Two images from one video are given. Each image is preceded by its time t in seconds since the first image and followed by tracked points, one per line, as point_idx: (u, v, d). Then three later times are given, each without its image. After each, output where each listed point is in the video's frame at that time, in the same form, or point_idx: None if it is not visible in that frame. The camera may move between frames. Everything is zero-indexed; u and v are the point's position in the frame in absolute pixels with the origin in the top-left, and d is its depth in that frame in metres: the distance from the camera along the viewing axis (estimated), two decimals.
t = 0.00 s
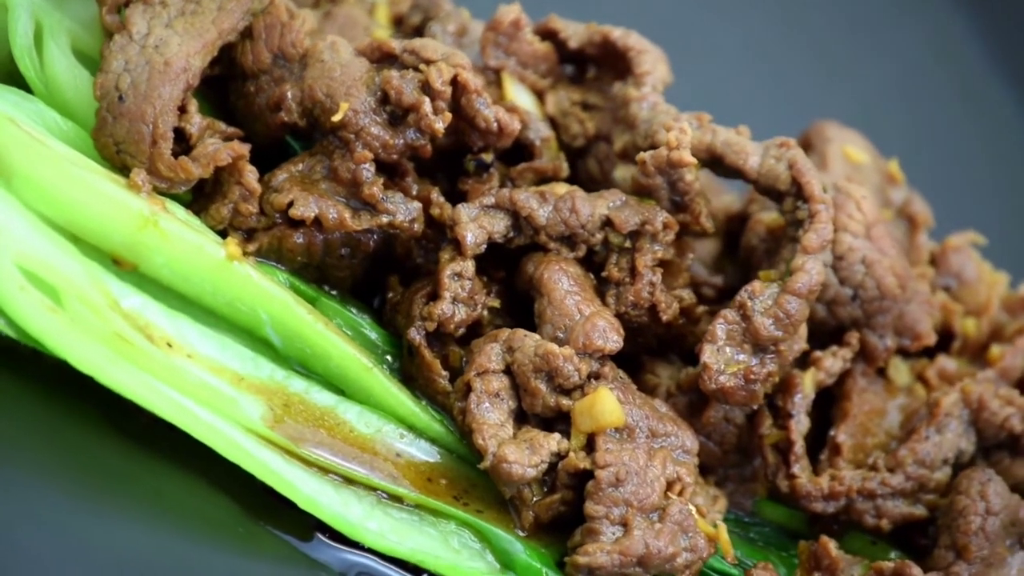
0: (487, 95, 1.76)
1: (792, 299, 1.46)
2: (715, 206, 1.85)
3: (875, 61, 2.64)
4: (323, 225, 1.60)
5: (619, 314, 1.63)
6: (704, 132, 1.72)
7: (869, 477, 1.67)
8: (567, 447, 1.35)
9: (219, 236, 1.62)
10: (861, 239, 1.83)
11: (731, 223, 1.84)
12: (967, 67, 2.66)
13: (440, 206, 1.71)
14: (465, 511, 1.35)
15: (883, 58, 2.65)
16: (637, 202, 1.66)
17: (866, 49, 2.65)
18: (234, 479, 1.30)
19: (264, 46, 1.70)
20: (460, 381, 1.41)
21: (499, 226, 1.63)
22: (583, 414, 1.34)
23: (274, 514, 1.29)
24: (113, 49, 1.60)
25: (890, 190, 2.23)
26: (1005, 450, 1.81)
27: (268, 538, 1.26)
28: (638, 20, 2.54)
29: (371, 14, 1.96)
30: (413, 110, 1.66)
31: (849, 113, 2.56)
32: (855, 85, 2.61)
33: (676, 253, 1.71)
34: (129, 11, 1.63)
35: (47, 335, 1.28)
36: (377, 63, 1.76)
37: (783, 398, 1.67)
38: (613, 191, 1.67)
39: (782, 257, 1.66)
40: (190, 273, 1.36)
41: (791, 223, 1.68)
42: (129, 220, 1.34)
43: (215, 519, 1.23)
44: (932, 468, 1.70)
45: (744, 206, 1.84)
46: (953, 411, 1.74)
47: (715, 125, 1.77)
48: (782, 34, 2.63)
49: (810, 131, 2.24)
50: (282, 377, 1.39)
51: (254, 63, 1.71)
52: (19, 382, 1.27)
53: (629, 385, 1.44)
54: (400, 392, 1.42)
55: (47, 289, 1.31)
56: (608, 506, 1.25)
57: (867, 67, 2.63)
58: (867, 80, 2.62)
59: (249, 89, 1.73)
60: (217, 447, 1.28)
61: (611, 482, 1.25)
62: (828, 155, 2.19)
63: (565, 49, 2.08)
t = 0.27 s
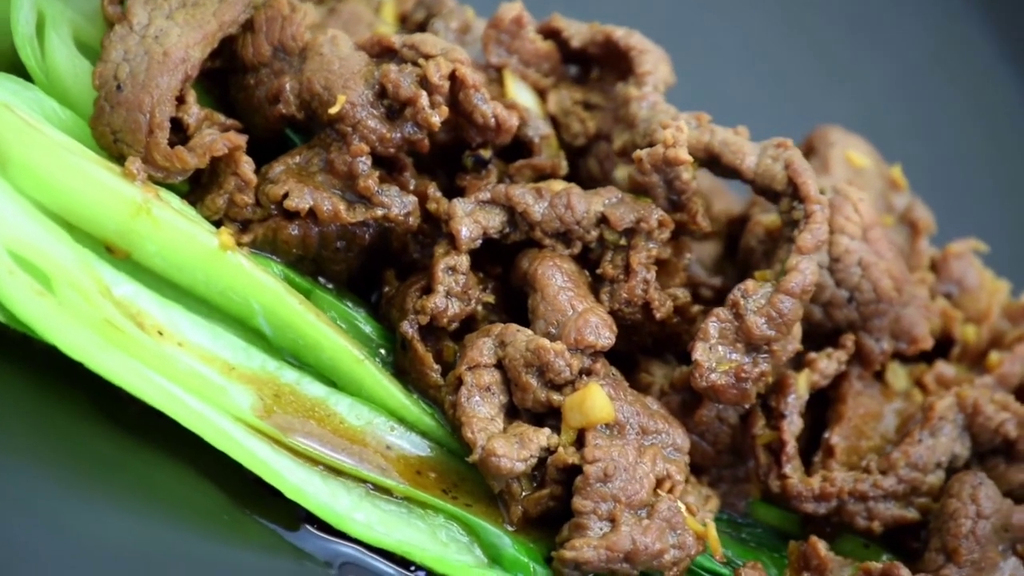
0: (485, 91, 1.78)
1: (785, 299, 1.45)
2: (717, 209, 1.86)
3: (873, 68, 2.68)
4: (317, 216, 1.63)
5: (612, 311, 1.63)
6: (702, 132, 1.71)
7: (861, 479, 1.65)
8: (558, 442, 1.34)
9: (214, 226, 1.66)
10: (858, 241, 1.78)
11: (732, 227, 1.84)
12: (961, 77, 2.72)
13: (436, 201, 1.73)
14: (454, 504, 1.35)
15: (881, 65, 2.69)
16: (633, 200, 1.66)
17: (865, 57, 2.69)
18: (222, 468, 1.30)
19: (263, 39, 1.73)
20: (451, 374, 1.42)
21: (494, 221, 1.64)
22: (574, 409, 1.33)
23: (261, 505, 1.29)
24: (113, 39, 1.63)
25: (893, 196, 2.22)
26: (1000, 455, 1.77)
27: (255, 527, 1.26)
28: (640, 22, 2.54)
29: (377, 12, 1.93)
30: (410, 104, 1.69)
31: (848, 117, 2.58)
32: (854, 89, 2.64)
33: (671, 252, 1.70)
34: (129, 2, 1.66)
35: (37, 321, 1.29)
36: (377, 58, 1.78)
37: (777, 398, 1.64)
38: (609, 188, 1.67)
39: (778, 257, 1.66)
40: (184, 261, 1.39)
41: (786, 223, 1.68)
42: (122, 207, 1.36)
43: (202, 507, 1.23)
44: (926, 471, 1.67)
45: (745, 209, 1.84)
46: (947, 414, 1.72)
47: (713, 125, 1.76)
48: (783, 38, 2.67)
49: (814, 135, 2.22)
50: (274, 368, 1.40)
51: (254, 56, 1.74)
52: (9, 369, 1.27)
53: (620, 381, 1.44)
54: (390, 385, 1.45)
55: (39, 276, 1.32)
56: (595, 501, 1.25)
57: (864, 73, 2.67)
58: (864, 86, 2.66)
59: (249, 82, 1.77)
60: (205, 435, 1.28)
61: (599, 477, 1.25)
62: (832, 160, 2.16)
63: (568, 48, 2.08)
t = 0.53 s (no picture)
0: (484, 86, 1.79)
1: (778, 298, 1.43)
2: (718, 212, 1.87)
3: (876, 68, 2.68)
4: (311, 206, 1.65)
5: (605, 308, 1.62)
6: (699, 131, 1.70)
7: (851, 481, 1.61)
8: (546, 436, 1.34)
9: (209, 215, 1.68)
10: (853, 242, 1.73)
11: (734, 231, 1.84)
12: (963, 79, 2.72)
13: (432, 194, 1.75)
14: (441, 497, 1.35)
15: (884, 65, 2.69)
16: (628, 198, 1.66)
17: (868, 56, 2.69)
18: (208, 455, 1.31)
19: (265, 32, 1.77)
20: (442, 367, 1.43)
21: (489, 215, 1.65)
22: (562, 404, 1.33)
23: (247, 493, 1.30)
24: (114, 27, 1.64)
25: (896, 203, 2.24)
26: (994, 462, 1.72)
27: (239, 515, 1.26)
28: (642, 21, 2.56)
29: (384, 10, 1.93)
30: (407, 97, 1.71)
31: (848, 116, 2.58)
32: (856, 89, 2.64)
33: (666, 250, 1.70)
34: None
35: (24, 303, 1.30)
36: (377, 52, 1.80)
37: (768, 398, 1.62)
38: (605, 185, 1.67)
39: (773, 257, 1.64)
40: (177, 248, 1.45)
41: (781, 224, 1.65)
42: (116, 193, 1.44)
43: (187, 493, 1.24)
44: (917, 474, 1.63)
45: (748, 213, 1.85)
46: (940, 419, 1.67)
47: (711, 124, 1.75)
48: (785, 38, 2.67)
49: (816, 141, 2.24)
50: (264, 357, 1.42)
51: (255, 48, 1.77)
52: None
53: (611, 378, 1.44)
54: (381, 376, 1.47)
55: (28, 259, 1.33)
56: (581, 495, 1.25)
57: (866, 73, 2.67)
58: (866, 86, 2.66)
59: (250, 74, 1.80)
60: (192, 421, 1.29)
61: (586, 471, 1.25)
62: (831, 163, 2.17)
63: (572, 48, 2.09)
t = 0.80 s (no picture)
0: (482, 82, 1.79)
1: (771, 297, 1.42)
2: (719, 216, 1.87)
3: (875, 71, 2.70)
4: (306, 197, 1.67)
5: (598, 304, 1.62)
6: (697, 130, 1.69)
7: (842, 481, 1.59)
8: (535, 430, 1.34)
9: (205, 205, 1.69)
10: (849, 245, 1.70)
11: (735, 233, 1.85)
12: (960, 85, 2.74)
13: (429, 188, 1.76)
14: (429, 489, 1.35)
15: (882, 69, 2.71)
16: (624, 195, 1.65)
17: (866, 60, 2.71)
18: (195, 442, 1.32)
19: (266, 25, 1.77)
20: (433, 360, 1.43)
21: (485, 211, 1.65)
22: (551, 398, 1.33)
23: (234, 481, 1.31)
24: (115, 17, 1.64)
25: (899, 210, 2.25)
26: (988, 467, 1.68)
27: (224, 502, 1.27)
28: (645, 21, 2.55)
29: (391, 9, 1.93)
30: (404, 90, 1.73)
31: (847, 119, 2.60)
32: (855, 92, 2.65)
33: (661, 249, 1.69)
34: None
35: (15, 286, 1.31)
36: (378, 46, 1.80)
37: (761, 398, 1.59)
38: (601, 182, 1.67)
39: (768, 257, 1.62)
40: (169, 236, 1.46)
41: (776, 223, 1.63)
42: (108, 178, 1.44)
43: (172, 479, 1.26)
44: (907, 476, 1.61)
45: (748, 216, 1.87)
46: (933, 423, 1.65)
47: (710, 124, 1.74)
48: (786, 39, 2.68)
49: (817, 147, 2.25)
50: (256, 347, 1.43)
51: (256, 40, 1.77)
52: None
53: (602, 374, 1.44)
54: (371, 368, 1.48)
55: (20, 244, 1.34)
56: (568, 489, 1.24)
57: (866, 75, 2.69)
58: (865, 88, 2.67)
59: (250, 66, 1.79)
60: (180, 407, 1.31)
61: (572, 466, 1.24)
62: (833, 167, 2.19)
63: (575, 47, 2.08)
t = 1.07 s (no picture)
0: (481, 77, 1.79)
1: (764, 297, 1.40)
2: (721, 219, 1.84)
3: (877, 74, 2.70)
4: (301, 188, 1.68)
5: (591, 301, 1.60)
6: (696, 129, 1.68)
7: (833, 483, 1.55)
8: (524, 425, 1.34)
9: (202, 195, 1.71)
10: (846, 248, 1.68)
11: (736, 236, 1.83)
12: (963, 92, 2.74)
13: (426, 183, 1.76)
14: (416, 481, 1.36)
15: (884, 73, 2.71)
16: (620, 193, 1.65)
17: (869, 63, 2.71)
18: (183, 429, 1.33)
19: (269, 18, 1.78)
20: (425, 353, 1.44)
21: (481, 205, 1.66)
22: (541, 392, 1.33)
23: (222, 469, 1.31)
24: (117, 8, 1.66)
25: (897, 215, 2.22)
26: (981, 472, 1.63)
27: (210, 490, 1.28)
28: (649, 20, 2.55)
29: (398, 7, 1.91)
30: (402, 84, 1.73)
31: (847, 120, 2.60)
32: (857, 94, 2.65)
33: (658, 248, 1.69)
34: None
35: (6, 270, 1.33)
36: (379, 40, 1.80)
37: (753, 399, 1.56)
38: (597, 180, 1.67)
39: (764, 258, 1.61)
40: (162, 225, 1.47)
41: (771, 224, 1.62)
42: (102, 166, 1.46)
43: (158, 465, 1.26)
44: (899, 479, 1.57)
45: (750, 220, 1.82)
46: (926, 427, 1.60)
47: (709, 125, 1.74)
48: (789, 41, 2.69)
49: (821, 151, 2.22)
50: (248, 337, 1.44)
51: (258, 33, 1.79)
52: None
53: (594, 370, 1.43)
54: (363, 361, 1.47)
55: (14, 230, 1.36)
56: (555, 484, 1.24)
57: (868, 78, 2.68)
58: (867, 90, 2.66)
59: (253, 58, 1.82)
60: (169, 394, 1.31)
61: (560, 461, 1.24)
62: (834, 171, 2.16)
63: (578, 46, 2.08)
